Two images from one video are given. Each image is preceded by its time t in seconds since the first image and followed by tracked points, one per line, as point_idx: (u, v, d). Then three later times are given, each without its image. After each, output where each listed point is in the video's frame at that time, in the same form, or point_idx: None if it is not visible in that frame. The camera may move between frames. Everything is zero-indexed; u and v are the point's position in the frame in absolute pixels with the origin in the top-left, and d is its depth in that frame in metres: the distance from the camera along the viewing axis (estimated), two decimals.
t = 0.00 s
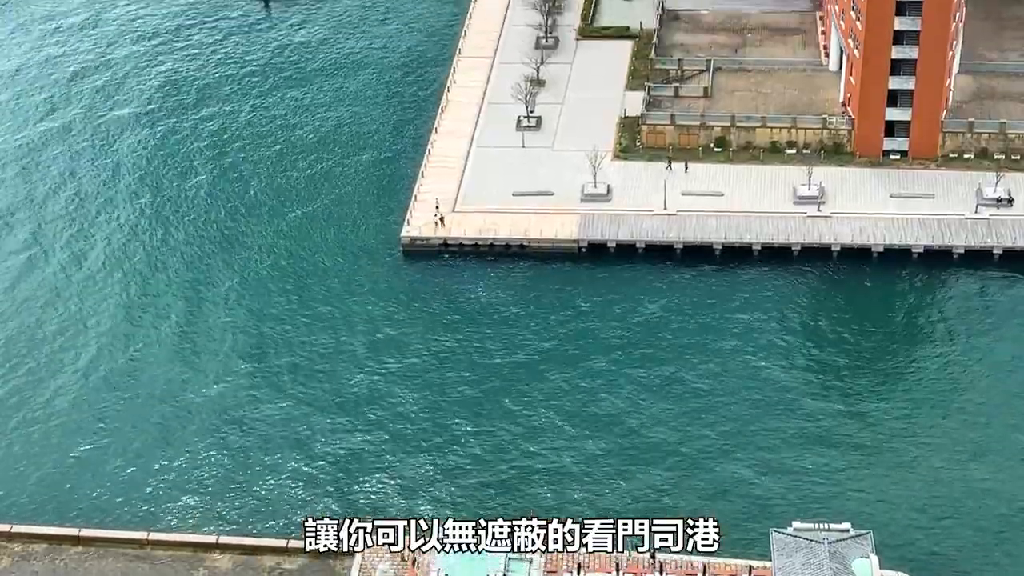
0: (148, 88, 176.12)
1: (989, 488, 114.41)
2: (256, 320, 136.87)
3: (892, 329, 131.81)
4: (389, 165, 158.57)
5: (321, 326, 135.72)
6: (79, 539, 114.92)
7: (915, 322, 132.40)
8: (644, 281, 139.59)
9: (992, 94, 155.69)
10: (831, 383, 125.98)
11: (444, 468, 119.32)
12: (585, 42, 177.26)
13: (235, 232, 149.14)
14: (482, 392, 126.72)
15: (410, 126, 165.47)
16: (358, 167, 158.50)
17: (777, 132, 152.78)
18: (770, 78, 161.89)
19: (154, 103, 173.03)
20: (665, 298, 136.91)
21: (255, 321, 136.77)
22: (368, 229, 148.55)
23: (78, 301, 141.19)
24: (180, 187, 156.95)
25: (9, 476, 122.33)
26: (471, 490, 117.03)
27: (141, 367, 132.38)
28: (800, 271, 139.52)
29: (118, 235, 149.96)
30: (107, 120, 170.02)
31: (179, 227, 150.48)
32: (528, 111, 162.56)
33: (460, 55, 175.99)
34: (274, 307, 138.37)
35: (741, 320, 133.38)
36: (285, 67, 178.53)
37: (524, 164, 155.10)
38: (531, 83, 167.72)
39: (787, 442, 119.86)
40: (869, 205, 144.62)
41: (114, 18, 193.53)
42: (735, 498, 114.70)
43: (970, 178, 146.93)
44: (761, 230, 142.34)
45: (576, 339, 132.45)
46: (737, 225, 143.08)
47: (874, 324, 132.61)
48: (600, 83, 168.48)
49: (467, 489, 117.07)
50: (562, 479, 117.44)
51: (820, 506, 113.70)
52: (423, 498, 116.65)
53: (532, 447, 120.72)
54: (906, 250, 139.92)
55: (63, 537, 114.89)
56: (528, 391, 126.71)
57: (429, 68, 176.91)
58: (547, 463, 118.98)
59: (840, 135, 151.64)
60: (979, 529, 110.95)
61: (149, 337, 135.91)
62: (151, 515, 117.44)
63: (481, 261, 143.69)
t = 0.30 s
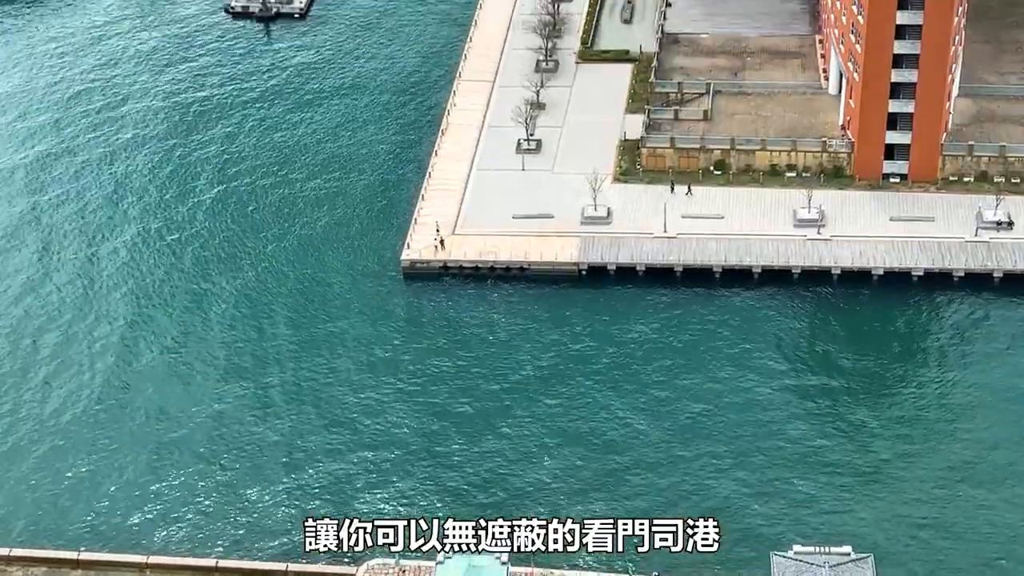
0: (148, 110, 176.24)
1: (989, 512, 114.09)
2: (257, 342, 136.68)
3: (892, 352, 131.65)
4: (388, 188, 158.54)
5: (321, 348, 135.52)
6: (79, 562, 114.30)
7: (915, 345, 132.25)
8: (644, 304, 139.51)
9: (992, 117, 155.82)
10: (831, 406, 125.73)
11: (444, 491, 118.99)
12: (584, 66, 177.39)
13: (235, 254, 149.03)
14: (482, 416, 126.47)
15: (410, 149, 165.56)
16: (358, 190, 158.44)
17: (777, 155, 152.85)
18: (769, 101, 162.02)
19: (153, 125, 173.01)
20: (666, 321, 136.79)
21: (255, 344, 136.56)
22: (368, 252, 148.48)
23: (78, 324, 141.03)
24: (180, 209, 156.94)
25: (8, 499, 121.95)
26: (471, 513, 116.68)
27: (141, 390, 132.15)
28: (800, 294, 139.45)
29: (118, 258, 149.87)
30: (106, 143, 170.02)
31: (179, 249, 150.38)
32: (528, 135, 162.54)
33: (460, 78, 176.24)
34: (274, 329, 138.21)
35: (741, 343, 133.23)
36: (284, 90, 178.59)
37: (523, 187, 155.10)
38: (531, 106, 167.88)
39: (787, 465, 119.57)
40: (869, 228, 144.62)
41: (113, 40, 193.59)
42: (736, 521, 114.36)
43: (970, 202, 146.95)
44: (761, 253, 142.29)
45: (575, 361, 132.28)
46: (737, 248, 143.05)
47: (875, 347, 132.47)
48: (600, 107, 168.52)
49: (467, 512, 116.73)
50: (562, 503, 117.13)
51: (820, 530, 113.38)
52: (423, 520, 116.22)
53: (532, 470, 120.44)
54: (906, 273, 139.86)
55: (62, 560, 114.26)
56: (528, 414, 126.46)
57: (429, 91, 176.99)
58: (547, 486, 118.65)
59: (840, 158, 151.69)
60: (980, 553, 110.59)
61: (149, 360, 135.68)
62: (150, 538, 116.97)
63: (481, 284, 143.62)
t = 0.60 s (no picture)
0: (149, 132, 176.53)
1: (989, 535, 114.00)
2: (257, 364, 136.70)
3: (891, 373, 131.72)
4: (388, 210, 158.71)
5: (320, 370, 135.52)
6: None
7: (915, 367, 132.26)
8: (644, 326, 139.57)
9: (991, 139, 156.05)
10: (831, 427, 125.72)
11: (443, 513, 118.89)
12: (585, 89, 177.71)
13: (235, 276, 149.12)
14: (482, 437, 126.41)
15: (410, 171, 165.78)
16: (358, 212, 158.54)
17: (777, 177, 153.01)
18: (769, 123, 162.27)
19: (154, 147, 173.27)
20: (666, 343, 136.92)
21: (254, 365, 136.52)
22: (368, 273, 148.61)
23: (79, 345, 141.10)
24: (180, 230, 157.08)
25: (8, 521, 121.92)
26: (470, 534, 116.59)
27: (140, 412, 132.15)
28: (800, 316, 139.53)
29: (119, 279, 150.03)
30: (107, 164, 170.32)
31: (180, 270, 150.46)
32: (527, 157, 162.75)
33: (460, 101, 176.61)
34: (274, 351, 138.21)
35: (740, 365, 133.28)
36: (284, 113, 178.83)
37: (523, 210, 155.26)
38: (531, 128, 168.13)
39: (787, 486, 119.50)
40: (869, 251, 144.74)
41: (114, 61, 193.97)
42: (735, 543, 114.23)
43: (969, 224, 147.06)
44: (761, 275, 142.36)
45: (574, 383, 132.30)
46: (737, 269, 143.18)
47: (874, 369, 132.48)
48: (600, 130, 168.74)
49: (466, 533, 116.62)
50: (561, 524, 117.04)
51: (819, 551, 113.29)
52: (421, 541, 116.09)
53: (532, 491, 120.37)
54: (905, 295, 139.96)
55: None
56: (527, 435, 126.41)
57: (429, 114, 177.25)
58: (547, 507, 118.60)
59: (840, 181, 151.89)
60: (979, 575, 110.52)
61: (149, 381, 135.67)
62: (148, 560, 116.84)
63: (481, 305, 143.71)
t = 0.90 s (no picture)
0: (150, 153, 176.68)
1: (988, 557, 113.92)
2: (256, 385, 136.65)
3: (891, 395, 131.66)
4: (388, 231, 158.85)
5: (320, 390, 135.42)
6: None
7: (915, 389, 132.22)
8: (644, 347, 139.57)
9: (990, 161, 156.27)
10: (831, 449, 125.62)
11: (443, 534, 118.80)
12: (584, 110, 177.94)
13: (235, 297, 149.12)
14: (481, 458, 126.34)
15: (410, 193, 165.92)
16: (357, 233, 158.66)
17: (777, 199, 153.14)
18: (769, 145, 162.44)
19: (154, 168, 173.55)
20: (665, 364, 136.92)
21: (254, 386, 136.48)
22: (368, 294, 148.65)
23: (79, 366, 141.07)
24: (181, 252, 157.15)
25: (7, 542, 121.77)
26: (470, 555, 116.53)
27: (139, 433, 132.05)
28: (799, 338, 139.51)
29: (119, 300, 150.05)
30: (107, 185, 170.55)
31: (180, 292, 150.49)
32: (527, 179, 162.91)
33: (460, 123, 176.86)
34: (273, 371, 138.19)
35: (740, 386, 133.23)
36: (284, 134, 179.05)
37: (523, 231, 155.34)
38: (531, 150, 168.29)
39: (786, 508, 119.39)
40: (869, 272, 144.77)
41: (115, 83, 194.22)
42: (734, 564, 114.11)
43: (969, 246, 147.17)
44: (761, 296, 142.36)
45: (574, 403, 132.24)
46: (737, 291, 143.19)
47: (874, 390, 132.43)
48: (600, 151, 168.98)
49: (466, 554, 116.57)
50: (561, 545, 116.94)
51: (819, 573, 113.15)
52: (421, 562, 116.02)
53: (531, 512, 120.27)
54: (905, 317, 139.96)
55: None
56: (527, 455, 126.32)
57: (429, 135, 177.51)
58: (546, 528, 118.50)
59: (839, 203, 152.01)
60: None
61: (149, 402, 135.62)
62: None
63: (480, 326, 143.74)
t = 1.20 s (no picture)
0: (150, 174, 176.87)
1: None
2: (255, 407, 136.39)
3: (891, 416, 131.55)
4: (387, 252, 158.80)
5: (319, 411, 135.31)
6: None
7: (914, 410, 132.09)
8: (644, 368, 139.49)
9: (990, 183, 156.36)
10: (830, 470, 125.48)
11: (442, 555, 118.74)
12: (584, 132, 178.15)
13: (235, 319, 149.12)
14: (480, 478, 126.25)
15: (410, 214, 165.98)
16: (357, 255, 158.59)
17: (776, 221, 153.20)
18: (768, 166, 162.58)
19: (153, 189, 173.73)
20: (665, 384, 136.83)
21: (253, 407, 136.43)
22: (368, 315, 148.61)
23: (78, 388, 141.05)
24: (180, 273, 157.17)
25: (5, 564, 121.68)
26: None
27: (138, 454, 131.97)
28: (799, 359, 139.41)
29: (119, 322, 150.05)
30: (107, 206, 170.71)
31: (180, 314, 150.50)
32: (527, 200, 162.96)
33: (460, 144, 177.07)
34: (272, 392, 138.09)
35: (740, 406, 133.11)
36: (284, 155, 179.23)
37: (523, 252, 155.31)
38: (530, 171, 168.43)
39: (785, 529, 119.26)
40: (868, 294, 144.71)
41: (115, 104, 194.56)
42: None
43: (968, 267, 147.17)
44: (760, 317, 142.29)
45: (573, 423, 132.10)
46: (736, 312, 143.10)
47: (873, 411, 132.34)
48: (599, 173, 169.11)
49: None
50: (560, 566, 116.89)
51: None
52: None
53: (530, 533, 120.19)
54: (904, 338, 139.89)
55: None
56: (526, 476, 126.20)
57: (428, 157, 177.68)
58: (545, 549, 118.42)
59: (839, 224, 152.06)
60: None
61: (149, 424, 135.56)
62: None
63: (479, 347, 143.66)
